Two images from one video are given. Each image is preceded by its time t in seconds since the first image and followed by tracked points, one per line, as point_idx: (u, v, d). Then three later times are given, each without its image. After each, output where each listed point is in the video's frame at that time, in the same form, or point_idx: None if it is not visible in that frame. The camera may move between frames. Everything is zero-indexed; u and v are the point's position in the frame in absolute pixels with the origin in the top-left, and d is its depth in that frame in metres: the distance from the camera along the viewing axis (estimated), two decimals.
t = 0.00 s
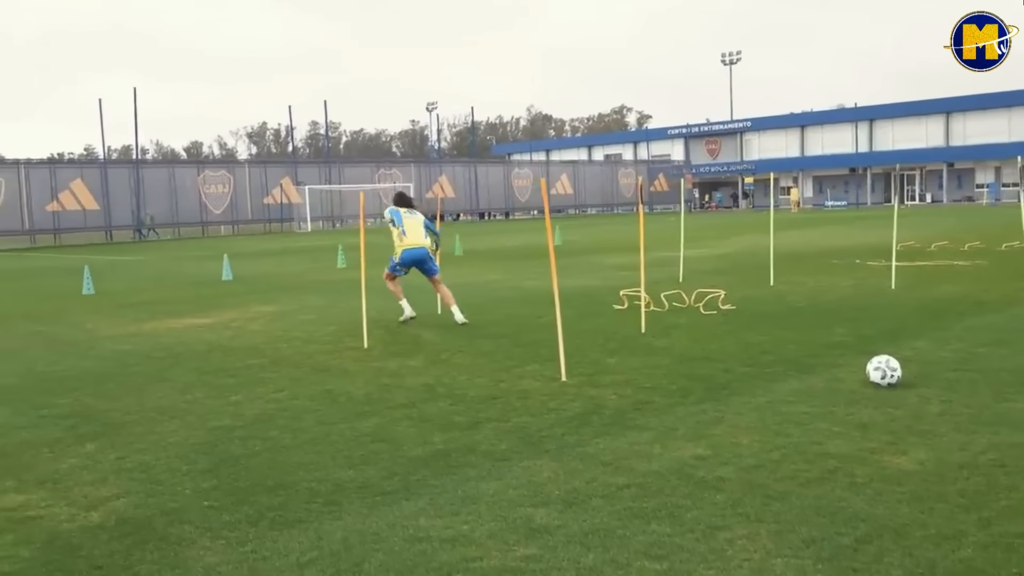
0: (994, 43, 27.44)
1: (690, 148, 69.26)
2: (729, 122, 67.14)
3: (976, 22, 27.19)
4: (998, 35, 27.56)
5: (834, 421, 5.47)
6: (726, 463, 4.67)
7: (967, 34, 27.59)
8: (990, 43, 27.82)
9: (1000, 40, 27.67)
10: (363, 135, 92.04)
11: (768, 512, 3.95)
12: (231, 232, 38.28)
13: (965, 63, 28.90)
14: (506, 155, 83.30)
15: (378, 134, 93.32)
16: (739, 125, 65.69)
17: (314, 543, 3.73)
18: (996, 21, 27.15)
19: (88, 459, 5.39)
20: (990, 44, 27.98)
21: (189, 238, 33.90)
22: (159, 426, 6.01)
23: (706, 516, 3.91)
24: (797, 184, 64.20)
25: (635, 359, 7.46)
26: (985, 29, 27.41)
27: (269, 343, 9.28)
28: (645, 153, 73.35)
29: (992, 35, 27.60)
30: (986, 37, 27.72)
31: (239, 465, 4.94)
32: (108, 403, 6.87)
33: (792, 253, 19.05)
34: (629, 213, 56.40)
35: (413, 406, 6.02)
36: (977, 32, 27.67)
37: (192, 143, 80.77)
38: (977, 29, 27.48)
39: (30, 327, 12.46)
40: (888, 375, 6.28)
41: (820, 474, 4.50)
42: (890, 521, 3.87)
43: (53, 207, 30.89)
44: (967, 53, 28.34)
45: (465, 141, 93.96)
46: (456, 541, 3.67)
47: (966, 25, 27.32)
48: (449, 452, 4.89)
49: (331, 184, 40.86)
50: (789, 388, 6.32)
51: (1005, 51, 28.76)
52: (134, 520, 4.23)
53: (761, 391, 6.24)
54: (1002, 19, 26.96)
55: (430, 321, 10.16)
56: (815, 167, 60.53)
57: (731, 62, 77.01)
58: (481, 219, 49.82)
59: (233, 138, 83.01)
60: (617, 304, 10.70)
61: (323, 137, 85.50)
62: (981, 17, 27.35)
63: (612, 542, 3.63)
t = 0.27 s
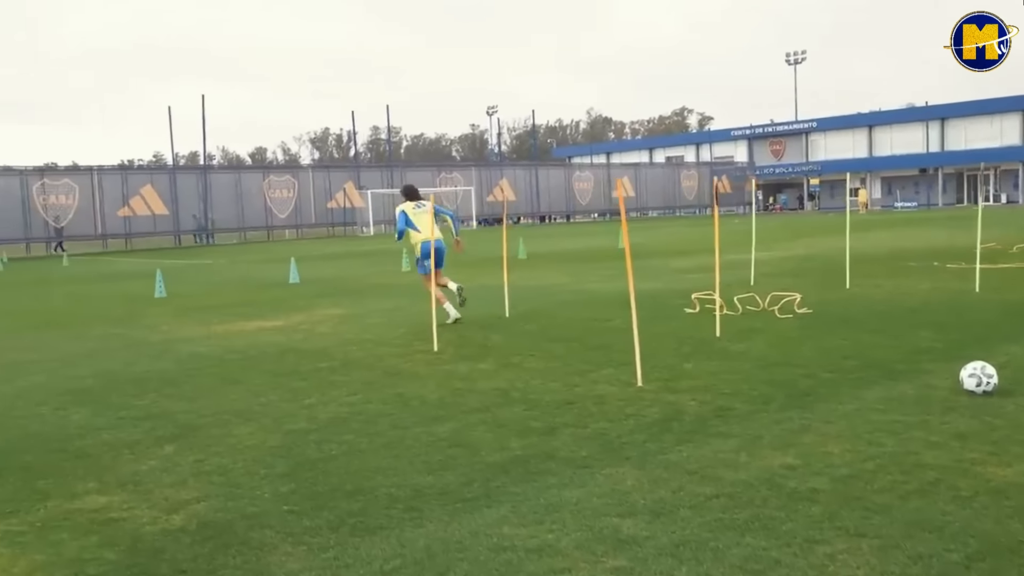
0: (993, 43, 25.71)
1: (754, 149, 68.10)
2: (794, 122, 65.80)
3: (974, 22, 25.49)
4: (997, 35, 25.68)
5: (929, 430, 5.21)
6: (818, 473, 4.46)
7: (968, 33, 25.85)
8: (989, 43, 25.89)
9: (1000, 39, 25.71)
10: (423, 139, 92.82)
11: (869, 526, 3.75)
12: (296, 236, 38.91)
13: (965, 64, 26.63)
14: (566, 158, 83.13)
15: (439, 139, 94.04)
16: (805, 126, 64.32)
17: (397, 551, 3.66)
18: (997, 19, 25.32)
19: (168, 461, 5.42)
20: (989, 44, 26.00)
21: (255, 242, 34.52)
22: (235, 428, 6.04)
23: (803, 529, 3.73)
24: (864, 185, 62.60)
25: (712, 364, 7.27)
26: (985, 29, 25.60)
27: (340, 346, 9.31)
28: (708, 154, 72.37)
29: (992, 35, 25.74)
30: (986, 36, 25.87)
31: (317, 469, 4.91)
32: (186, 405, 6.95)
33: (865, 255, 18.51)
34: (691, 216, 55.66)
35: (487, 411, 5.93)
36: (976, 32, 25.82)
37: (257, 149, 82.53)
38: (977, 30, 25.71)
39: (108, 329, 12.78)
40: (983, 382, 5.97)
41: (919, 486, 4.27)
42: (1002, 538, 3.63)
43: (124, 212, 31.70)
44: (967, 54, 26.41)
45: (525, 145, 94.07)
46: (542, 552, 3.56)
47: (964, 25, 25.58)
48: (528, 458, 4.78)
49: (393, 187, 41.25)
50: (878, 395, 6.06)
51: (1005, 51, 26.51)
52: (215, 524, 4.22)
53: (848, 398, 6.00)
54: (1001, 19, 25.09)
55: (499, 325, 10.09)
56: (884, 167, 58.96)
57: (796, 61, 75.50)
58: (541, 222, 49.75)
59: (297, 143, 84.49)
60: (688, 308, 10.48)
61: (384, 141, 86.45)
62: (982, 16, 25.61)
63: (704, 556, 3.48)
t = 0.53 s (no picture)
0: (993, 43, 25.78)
1: (810, 143, 66.77)
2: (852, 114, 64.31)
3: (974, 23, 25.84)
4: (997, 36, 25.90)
5: None
6: (910, 477, 4.25)
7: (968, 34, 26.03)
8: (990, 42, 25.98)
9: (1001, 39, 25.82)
10: (475, 139, 93.14)
11: (971, 535, 3.55)
12: (351, 237, 39.31)
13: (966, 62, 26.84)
14: (618, 155, 82.60)
15: (490, 138, 94.25)
16: (863, 118, 62.81)
17: (475, 557, 3.58)
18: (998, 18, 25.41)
19: (239, 463, 5.41)
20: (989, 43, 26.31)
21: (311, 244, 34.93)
22: (303, 430, 6.03)
23: (900, 537, 3.54)
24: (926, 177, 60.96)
25: (784, 363, 7.04)
26: (986, 28, 25.78)
27: (402, 347, 9.28)
28: (763, 149, 71.20)
29: (992, 35, 25.90)
30: (987, 36, 25.98)
31: (387, 471, 4.86)
32: (253, 406, 6.97)
33: (933, 249, 17.98)
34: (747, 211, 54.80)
35: (557, 412, 5.81)
36: (976, 32, 26.05)
37: (312, 152, 83.76)
38: (976, 29, 25.95)
39: (174, 331, 12.99)
40: None
41: (1019, 491, 4.04)
42: None
43: (184, 215, 32.30)
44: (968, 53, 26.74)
45: (577, 143, 93.75)
46: (626, 560, 3.44)
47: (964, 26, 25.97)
48: (603, 462, 4.65)
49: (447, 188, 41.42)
50: (966, 394, 5.78)
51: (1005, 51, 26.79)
52: (289, 528, 4.18)
53: (933, 398, 5.74)
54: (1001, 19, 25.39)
55: (561, 324, 9.96)
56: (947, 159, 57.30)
57: (854, 52, 73.87)
58: (594, 220, 49.50)
59: (351, 145, 85.48)
60: (755, 305, 10.22)
61: (436, 142, 86.98)
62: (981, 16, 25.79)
63: (797, 564, 3.32)
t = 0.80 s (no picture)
0: (992, 41, 31.67)
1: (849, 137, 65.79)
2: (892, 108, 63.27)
3: (973, 23, 31.81)
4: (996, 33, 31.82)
5: None
6: (980, 479, 4.09)
7: (968, 33, 32.13)
8: (988, 42, 32.36)
9: (999, 40, 32.53)
10: (508, 138, 93.11)
11: None
12: (386, 236, 39.43)
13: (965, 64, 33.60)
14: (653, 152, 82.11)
15: (523, 136, 94.14)
16: (904, 112, 61.76)
17: (532, 560, 3.50)
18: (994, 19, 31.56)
19: (286, 462, 5.37)
20: (988, 44, 32.97)
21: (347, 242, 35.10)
22: (349, 428, 5.99)
23: (976, 542, 3.40)
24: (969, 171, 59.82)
25: (838, 361, 6.89)
26: (983, 29, 31.96)
27: (445, 346, 9.22)
28: (801, 144, 70.34)
29: (990, 35, 32.20)
30: (986, 36, 32.34)
31: (437, 471, 4.80)
32: (299, 405, 6.95)
33: (980, 244, 17.64)
34: (785, 207, 54.11)
35: (607, 413, 5.70)
36: (977, 32, 32.07)
37: (347, 151, 84.33)
38: (977, 30, 32.01)
39: (215, 330, 13.06)
40: None
41: None
42: None
43: (222, 215, 32.59)
44: (967, 53, 33.08)
45: (611, 139, 93.34)
46: (689, 564, 3.34)
47: (965, 26, 31.95)
48: (658, 463, 4.56)
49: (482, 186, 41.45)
50: None
51: (1003, 51, 33.78)
52: (342, 529, 4.12)
53: (998, 397, 5.55)
54: (997, 20, 31.46)
55: (605, 323, 9.86)
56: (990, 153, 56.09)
57: (894, 46, 72.83)
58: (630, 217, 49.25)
59: (385, 145, 85.85)
60: (802, 302, 10.04)
61: (469, 141, 87.11)
62: (980, 19, 31.91)
63: (869, 570, 3.19)
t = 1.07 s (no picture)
0: (992, 41, 32.18)
1: (865, 131, 65.32)
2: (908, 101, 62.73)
3: (973, 23, 32.27)
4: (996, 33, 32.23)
5: None
6: None
7: (968, 34, 32.75)
8: (989, 41, 32.86)
9: (1000, 39, 32.86)
10: (520, 136, 93.01)
11: None
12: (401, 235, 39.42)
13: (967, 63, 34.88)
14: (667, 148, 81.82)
15: (536, 134, 94.04)
16: (919, 105, 61.21)
17: (572, 563, 3.43)
18: (993, 20, 32.05)
19: (315, 464, 5.33)
20: (989, 45, 33.60)
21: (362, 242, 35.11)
22: (377, 429, 5.94)
23: None
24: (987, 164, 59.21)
25: (869, 357, 6.79)
26: (983, 29, 32.33)
27: (468, 345, 9.18)
28: (815, 139, 69.90)
29: (991, 35, 32.69)
30: (986, 36, 32.84)
31: (468, 472, 4.74)
32: (324, 405, 6.92)
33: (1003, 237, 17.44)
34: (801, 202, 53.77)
35: (637, 412, 5.62)
36: (976, 32, 32.55)
37: (359, 151, 84.42)
38: (977, 30, 32.48)
39: (236, 331, 13.07)
40: None
41: None
42: None
43: (237, 216, 32.66)
44: (968, 54, 34.05)
45: (623, 136, 93.10)
46: (734, 565, 3.26)
47: (965, 26, 32.46)
48: (694, 463, 4.48)
49: (496, 184, 41.41)
50: None
51: (1003, 51, 34.26)
52: (375, 532, 4.07)
53: None
54: (998, 20, 31.90)
55: (628, 320, 9.79)
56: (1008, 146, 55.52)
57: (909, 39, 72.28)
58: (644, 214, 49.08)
59: (397, 144, 85.93)
60: (828, 297, 9.94)
61: (482, 139, 87.09)
62: (980, 18, 32.34)
63: (920, 571, 3.11)
